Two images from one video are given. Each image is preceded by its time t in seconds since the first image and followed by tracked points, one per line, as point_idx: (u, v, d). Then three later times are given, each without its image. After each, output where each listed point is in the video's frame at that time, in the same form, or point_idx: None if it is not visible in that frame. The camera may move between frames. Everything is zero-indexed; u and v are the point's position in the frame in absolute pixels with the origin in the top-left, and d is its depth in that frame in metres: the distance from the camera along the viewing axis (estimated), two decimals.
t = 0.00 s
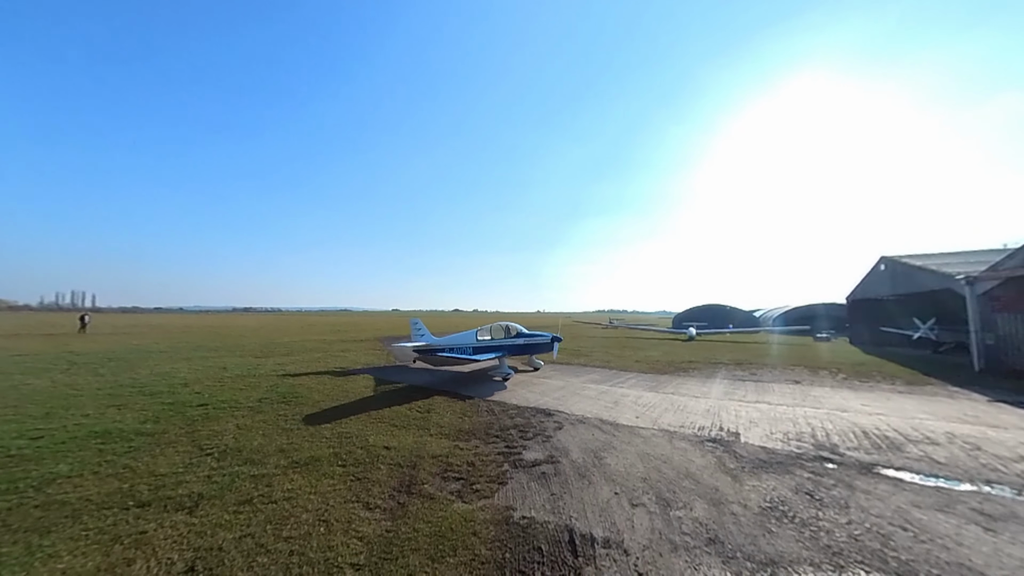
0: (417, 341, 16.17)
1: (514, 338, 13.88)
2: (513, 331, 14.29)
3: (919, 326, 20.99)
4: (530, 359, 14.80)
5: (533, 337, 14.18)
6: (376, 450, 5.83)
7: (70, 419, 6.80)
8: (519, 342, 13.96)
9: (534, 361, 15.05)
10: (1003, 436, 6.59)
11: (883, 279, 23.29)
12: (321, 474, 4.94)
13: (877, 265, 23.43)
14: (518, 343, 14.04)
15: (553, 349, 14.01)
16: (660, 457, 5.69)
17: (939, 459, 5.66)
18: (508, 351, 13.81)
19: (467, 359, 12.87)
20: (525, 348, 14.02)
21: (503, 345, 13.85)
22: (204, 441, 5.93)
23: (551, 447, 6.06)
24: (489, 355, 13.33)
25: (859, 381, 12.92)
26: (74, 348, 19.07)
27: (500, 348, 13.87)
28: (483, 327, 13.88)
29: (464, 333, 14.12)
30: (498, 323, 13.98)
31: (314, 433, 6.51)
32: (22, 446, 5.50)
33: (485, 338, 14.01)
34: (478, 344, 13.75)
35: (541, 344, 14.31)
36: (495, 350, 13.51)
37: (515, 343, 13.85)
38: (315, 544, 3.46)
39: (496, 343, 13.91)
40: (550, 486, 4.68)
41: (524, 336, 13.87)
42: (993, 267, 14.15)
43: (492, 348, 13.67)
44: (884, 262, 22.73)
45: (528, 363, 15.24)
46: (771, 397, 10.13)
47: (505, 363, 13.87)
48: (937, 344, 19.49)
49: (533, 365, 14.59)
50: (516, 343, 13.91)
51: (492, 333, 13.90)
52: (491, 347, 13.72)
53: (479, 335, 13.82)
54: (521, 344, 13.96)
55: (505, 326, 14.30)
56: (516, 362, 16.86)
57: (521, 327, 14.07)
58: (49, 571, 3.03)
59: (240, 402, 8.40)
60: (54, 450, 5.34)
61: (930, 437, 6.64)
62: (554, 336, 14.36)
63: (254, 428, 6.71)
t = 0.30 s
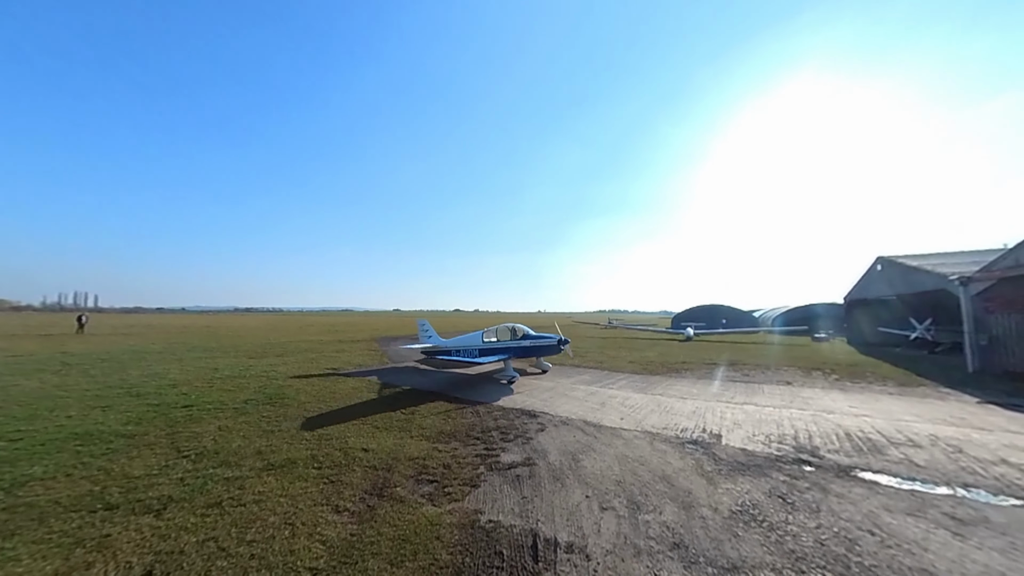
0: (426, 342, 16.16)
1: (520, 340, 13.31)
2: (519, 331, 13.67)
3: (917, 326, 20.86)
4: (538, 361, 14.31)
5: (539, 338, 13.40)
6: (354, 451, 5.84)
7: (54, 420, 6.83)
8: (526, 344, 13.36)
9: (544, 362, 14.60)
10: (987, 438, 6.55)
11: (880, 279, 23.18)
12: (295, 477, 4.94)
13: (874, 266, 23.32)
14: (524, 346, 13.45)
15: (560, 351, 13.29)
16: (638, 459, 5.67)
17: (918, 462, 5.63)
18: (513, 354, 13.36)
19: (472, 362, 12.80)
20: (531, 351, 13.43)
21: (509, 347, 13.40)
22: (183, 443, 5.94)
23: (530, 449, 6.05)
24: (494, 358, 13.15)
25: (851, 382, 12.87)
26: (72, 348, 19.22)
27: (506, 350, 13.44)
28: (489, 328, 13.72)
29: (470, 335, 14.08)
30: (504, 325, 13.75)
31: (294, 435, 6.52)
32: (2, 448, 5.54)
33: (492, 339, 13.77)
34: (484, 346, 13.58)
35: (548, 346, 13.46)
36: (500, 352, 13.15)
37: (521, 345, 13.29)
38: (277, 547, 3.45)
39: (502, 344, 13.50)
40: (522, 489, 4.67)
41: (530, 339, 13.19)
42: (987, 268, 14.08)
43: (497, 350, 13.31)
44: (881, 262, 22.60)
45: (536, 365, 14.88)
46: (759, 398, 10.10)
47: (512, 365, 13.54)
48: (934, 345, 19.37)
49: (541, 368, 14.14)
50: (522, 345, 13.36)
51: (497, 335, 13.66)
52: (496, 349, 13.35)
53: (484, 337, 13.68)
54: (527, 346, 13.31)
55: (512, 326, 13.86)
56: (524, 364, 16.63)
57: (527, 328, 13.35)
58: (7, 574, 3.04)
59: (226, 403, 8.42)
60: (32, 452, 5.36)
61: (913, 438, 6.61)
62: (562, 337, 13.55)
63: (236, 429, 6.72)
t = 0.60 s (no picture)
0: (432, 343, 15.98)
1: (526, 339, 13.06)
2: (525, 331, 13.42)
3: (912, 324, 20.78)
4: (545, 361, 13.97)
5: (545, 338, 13.13)
6: (328, 450, 5.81)
7: (31, 419, 6.81)
8: (531, 343, 13.08)
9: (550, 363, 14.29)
10: (968, 437, 6.50)
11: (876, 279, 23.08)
12: (265, 474, 4.92)
13: (870, 265, 23.21)
14: (530, 345, 13.19)
15: (566, 351, 13.01)
16: (613, 457, 5.62)
17: (895, 460, 5.58)
18: (519, 354, 13.07)
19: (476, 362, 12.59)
20: (537, 351, 13.15)
21: (514, 347, 13.14)
22: (158, 441, 5.92)
23: (506, 447, 6.03)
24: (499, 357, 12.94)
25: (842, 381, 12.82)
26: (64, 348, 19.14)
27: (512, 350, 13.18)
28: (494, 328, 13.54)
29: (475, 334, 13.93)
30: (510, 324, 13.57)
31: (271, 433, 6.49)
32: None
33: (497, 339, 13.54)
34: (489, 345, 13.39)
35: (554, 346, 13.24)
36: (504, 352, 12.91)
37: (526, 345, 13.01)
38: (232, 544, 3.43)
39: (507, 344, 13.24)
40: (490, 487, 4.64)
41: (536, 338, 12.93)
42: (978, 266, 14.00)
43: (502, 350, 13.07)
44: (876, 262, 22.51)
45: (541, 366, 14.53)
46: (746, 397, 10.06)
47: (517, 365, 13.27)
48: (929, 344, 19.26)
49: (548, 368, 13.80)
50: (528, 345, 13.08)
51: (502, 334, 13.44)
52: (500, 348, 13.10)
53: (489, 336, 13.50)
54: (532, 346, 13.03)
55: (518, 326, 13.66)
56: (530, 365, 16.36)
57: (532, 328, 13.14)
58: None
59: (208, 402, 8.40)
60: (4, 450, 5.35)
61: (894, 437, 6.56)
62: (567, 337, 13.29)
63: (214, 427, 6.70)
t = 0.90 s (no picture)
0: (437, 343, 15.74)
1: (531, 340, 12.63)
2: (531, 331, 13.01)
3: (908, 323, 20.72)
4: (552, 363, 13.38)
5: (551, 339, 12.62)
6: (301, 451, 5.78)
7: (7, 420, 6.79)
8: (536, 344, 12.64)
9: (558, 365, 13.58)
10: (950, 439, 6.43)
11: (872, 278, 22.86)
12: (231, 476, 4.90)
13: (867, 264, 22.96)
14: (535, 346, 12.74)
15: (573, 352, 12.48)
16: (586, 459, 5.55)
17: (871, 462, 5.52)
18: (524, 355, 12.61)
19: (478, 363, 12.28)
20: (542, 352, 12.66)
21: (519, 347, 12.72)
22: (130, 442, 5.89)
23: (480, 449, 5.99)
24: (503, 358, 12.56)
25: (833, 381, 12.73)
26: (57, 348, 19.14)
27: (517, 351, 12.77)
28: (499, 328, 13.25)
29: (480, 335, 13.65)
30: (515, 324, 13.25)
31: (246, 434, 6.44)
32: None
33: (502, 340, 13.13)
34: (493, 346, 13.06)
35: (561, 347, 12.66)
36: (508, 353, 12.53)
37: (531, 346, 12.55)
38: (183, 548, 3.39)
39: (511, 345, 12.84)
40: (456, 489, 4.60)
41: (541, 338, 12.46)
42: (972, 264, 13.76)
43: (506, 351, 12.63)
44: (874, 262, 22.23)
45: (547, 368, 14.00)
46: (733, 397, 9.99)
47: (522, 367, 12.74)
48: (926, 343, 19.15)
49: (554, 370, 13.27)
50: (533, 345, 12.63)
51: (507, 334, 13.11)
52: (504, 349, 12.73)
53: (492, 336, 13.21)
54: (537, 346, 12.56)
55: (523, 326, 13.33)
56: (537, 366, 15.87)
57: (538, 327, 12.73)
58: None
59: (188, 403, 8.36)
60: None
61: (874, 439, 6.50)
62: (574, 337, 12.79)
63: (190, 428, 6.66)
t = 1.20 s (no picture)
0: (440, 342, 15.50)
1: (537, 339, 12.33)
2: (537, 331, 12.73)
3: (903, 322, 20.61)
4: (558, 363, 13.01)
5: (558, 338, 12.30)
6: (276, 447, 5.78)
7: None
8: (541, 344, 12.34)
9: (564, 365, 13.17)
10: (929, 436, 6.41)
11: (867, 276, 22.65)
12: (202, 472, 4.90)
13: (862, 262, 22.72)
14: (541, 346, 12.44)
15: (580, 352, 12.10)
16: (560, 455, 5.53)
17: (846, 459, 5.49)
18: (530, 355, 12.29)
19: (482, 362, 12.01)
20: (548, 352, 12.32)
21: (525, 347, 12.41)
22: (106, 439, 5.90)
23: (455, 445, 5.99)
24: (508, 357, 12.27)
25: (822, 380, 12.69)
26: (50, 347, 19.10)
27: (523, 350, 12.45)
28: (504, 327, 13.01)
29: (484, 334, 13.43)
30: (520, 323, 13.01)
31: (224, 431, 6.44)
32: None
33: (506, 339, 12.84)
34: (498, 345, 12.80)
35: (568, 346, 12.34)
36: (513, 352, 12.25)
37: (537, 345, 12.24)
38: (139, 542, 3.39)
39: (517, 344, 12.56)
40: (424, 485, 4.60)
41: (547, 337, 12.15)
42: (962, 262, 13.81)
43: (511, 350, 12.36)
44: (868, 259, 21.94)
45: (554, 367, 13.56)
46: (719, 395, 9.96)
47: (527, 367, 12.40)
48: (922, 342, 19.02)
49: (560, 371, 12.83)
50: (539, 345, 12.32)
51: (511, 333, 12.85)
52: (509, 349, 12.44)
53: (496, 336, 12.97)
54: (543, 346, 12.24)
55: (528, 326, 13.09)
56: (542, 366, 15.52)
57: (544, 327, 12.45)
58: None
59: (171, 400, 8.37)
60: None
61: (853, 436, 6.48)
62: (582, 337, 12.47)
63: (168, 425, 6.67)
